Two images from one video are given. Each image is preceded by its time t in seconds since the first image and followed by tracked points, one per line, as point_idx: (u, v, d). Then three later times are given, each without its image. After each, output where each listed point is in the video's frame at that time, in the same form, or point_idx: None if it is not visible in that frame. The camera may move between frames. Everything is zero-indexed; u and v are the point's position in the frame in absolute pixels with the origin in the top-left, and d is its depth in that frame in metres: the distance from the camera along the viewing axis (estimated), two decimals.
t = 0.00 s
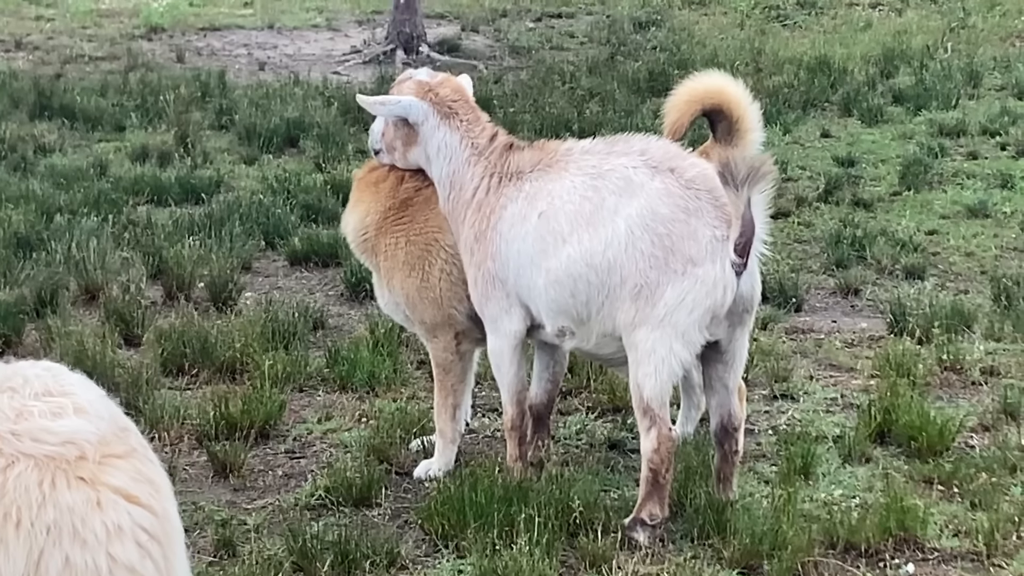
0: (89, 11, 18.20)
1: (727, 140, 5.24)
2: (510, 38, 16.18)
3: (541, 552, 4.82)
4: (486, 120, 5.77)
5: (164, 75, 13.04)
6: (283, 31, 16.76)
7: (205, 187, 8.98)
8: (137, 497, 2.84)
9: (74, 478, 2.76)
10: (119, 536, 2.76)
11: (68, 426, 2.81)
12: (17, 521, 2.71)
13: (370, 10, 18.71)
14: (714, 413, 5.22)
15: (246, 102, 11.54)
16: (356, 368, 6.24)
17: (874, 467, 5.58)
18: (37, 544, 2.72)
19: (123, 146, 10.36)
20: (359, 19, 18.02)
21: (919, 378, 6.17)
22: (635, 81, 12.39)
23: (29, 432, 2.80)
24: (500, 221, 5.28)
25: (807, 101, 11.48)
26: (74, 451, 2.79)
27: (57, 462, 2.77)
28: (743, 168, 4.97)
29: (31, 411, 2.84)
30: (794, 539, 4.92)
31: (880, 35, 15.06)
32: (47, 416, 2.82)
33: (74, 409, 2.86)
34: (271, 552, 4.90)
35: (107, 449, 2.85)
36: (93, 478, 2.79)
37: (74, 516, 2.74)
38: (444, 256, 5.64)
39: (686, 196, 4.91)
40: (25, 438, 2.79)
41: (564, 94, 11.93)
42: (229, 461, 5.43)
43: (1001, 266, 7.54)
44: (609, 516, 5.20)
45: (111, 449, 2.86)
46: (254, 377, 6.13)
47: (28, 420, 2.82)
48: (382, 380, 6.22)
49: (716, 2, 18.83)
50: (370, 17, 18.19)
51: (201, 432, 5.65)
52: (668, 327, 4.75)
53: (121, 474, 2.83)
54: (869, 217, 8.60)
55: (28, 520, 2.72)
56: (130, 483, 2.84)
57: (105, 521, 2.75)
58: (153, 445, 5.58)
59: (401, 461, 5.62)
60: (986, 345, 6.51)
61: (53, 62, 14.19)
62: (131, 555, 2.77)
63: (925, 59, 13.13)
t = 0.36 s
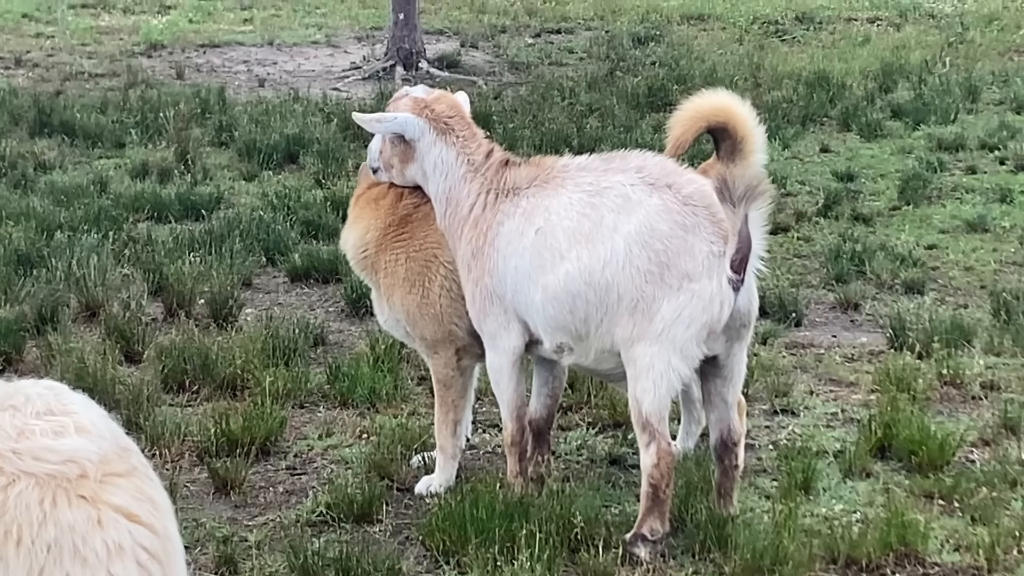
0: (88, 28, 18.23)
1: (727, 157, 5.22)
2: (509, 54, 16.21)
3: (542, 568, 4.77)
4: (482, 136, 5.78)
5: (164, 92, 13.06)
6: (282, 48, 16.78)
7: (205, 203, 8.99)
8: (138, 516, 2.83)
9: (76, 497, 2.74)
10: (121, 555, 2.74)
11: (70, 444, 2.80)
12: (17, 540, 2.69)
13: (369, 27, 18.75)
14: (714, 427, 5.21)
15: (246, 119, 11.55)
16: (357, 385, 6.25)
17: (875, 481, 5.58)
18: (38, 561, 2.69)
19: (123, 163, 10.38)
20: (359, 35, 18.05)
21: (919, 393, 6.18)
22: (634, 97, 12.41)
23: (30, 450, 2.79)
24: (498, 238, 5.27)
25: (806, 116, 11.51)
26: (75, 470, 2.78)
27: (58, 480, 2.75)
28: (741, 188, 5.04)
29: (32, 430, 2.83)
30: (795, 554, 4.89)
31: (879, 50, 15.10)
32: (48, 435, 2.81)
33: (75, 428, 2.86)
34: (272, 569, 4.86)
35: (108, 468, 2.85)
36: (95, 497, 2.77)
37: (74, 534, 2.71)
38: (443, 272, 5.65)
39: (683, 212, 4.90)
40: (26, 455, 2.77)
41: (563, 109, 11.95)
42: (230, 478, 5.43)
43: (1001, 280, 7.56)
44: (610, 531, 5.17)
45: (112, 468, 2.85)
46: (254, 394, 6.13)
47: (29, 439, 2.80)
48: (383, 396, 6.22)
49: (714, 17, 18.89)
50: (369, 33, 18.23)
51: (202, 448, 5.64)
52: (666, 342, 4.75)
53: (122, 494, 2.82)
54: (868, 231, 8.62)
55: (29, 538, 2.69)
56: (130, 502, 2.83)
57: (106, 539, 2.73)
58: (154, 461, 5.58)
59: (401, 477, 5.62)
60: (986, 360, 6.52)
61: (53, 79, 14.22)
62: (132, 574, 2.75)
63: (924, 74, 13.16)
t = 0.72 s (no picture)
0: (89, 39, 18.25)
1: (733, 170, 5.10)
2: (509, 64, 16.23)
3: None
4: (481, 146, 5.78)
5: (164, 103, 13.08)
6: (282, 58, 16.80)
7: (205, 214, 9.00)
8: (149, 536, 2.88)
9: (86, 517, 2.79)
10: None
11: (82, 463, 2.85)
12: (27, 560, 2.76)
13: (369, 37, 18.78)
14: (714, 436, 5.20)
15: (246, 129, 11.56)
16: (357, 395, 6.25)
17: (876, 490, 5.57)
18: None
19: (124, 174, 10.39)
20: (359, 46, 18.07)
21: (920, 402, 6.18)
22: (634, 106, 12.42)
23: (41, 467, 2.83)
24: (496, 248, 5.27)
25: (806, 125, 11.51)
26: (87, 489, 2.83)
27: (69, 499, 2.80)
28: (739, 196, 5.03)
29: (44, 446, 2.86)
30: (797, 563, 4.87)
31: (879, 59, 15.11)
32: (59, 452, 2.85)
33: (88, 443, 2.90)
34: None
35: (121, 486, 2.89)
36: (106, 516, 2.83)
37: (84, 556, 2.77)
38: (444, 282, 5.65)
39: (682, 221, 4.90)
40: (38, 473, 2.81)
41: (563, 119, 11.95)
42: (230, 488, 5.42)
43: (1001, 289, 7.56)
44: (611, 541, 5.15)
45: (124, 485, 2.90)
46: (255, 405, 6.13)
47: (41, 456, 2.84)
48: (383, 406, 6.23)
49: (714, 27, 18.92)
50: (369, 43, 18.26)
51: (203, 459, 5.64)
52: (665, 351, 4.75)
53: (134, 513, 2.87)
54: (869, 240, 8.62)
55: (39, 558, 2.76)
56: (142, 521, 2.89)
57: (115, 559, 2.79)
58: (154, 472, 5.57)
59: (402, 487, 5.62)
60: (987, 369, 6.52)
61: (53, 90, 14.23)
62: None
63: (924, 82, 13.17)
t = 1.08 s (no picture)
0: (92, 43, 18.27)
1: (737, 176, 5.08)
2: (512, 68, 16.22)
3: None
4: (483, 151, 5.79)
5: (167, 107, 13.09)
6: (285, 62, 16.81)
7: (208, 219, 9.01)
8: (185, 554, 2.82)
9: (123, 534, 2.75)
10: None
11: (121, 477, 2.82)
12: None
13: (372, 41, 18.79)
14: (716, 440, 5.20)
15: (248, 134, 11.57)
16: (360, 400, 6.25)
17: (878, 494, 5.57)
18: None
19: (127, 179, 10.40)
20: (362, 50, 18.07)
21: (922, 406, 6.18)
22: (637, 110, 12.42)
23: (79, 481, 2.80)
24: (499, 252, 5.27)
25: (809, 129, 11.51)
26: (125, 505, 2.79)
27: (108, 515, 2.77)
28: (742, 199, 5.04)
29: (83, 459, 2.83)
30: (799, 567, 4.86)
31: (882, 63, 15.11)
32: (97, 466, 2.82)
33: (126, 458, 2.87)
34: None
35: (158, 503, 2.85)
36: (142, 534, 2.78)
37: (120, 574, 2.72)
38: (446, 287, 5.65)
39: (684, 225, 4.90)
40: (76, 488, 2.78)
41: (566, 124, 11.95)
42: (233, 493, 5.43)
43: (1004, 292, 7.56)
44: (613, 545, 5.15)
45: (161, 502, 2.86)
46: (257, 409, 6.14)
47: (79, 470, 2.81)
48: (385, 410, 6.23)
49: (717, 30, 18.92)
50: (372, 47, 18.26)
51: (206, 463, 5.65)
52: (667, 355, 4.74)
53: (170, 531, 2.83)
54: (872, 244, 8.62)
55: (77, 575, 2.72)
56: (177, 539, 2.84)
57: None
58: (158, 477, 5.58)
59: (405, 492, 5.62)
60: (990, 372, 6.52)
61: (56, 95, 14.24)
62: None
63: (926, 86, 13.16)
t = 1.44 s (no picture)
0: (99, 43, 18.28)
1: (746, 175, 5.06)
2: (519, 67, 16.22)
3: None
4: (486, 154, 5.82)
5: (175, 106, 13.10)
6: (292, 62, 16.82)
7: (216, 218, 9.01)
8: (258, 546, 2.90)
9: (204, 528, 2.82)
10: None
11: (193, 475, 2.91)
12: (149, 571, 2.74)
13: (379, 40, 18.79)
14: (725, 439, 5.19)
15: (256, 133, 11.57)
16: (368, 399, 6.25)
17: (887, 493, 5.56)
18: None
19: (134, 178, 10.40)
20: (368, 49, 18.08)
21: (930, 405, 6.17)
22: (644, 109, 12.42)
23: (157, 478, 2.87)
24: (508, 251, 5.27)
25: (816, 128, 11.51)
26: (202, 500, 2.88)
27: (187, 510, 2.84)
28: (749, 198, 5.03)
29: (156, 458, 2.91)
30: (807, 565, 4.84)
31: (890, 62, 15.10)
32: (172, 464, 2.90)
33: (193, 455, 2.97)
34: None
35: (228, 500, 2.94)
36: (220, 529, 2.85)
37: (205, 566, 2.77)
38: (455, 286, 5.65)
39: (694, 225, 4.89)
40: (155, 484, 2.84)
41: (573, 122, 11.95)
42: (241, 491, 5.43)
43: (1011, 291, 7.56)
44: (621, 544, 5.14)
45: (230, 496, 2.96)
46: (265, 408, 6.14)
47: (155, 468, 2.88)
48: (393, 409, 6.23)
49: (724, 29, 18.91)
50: (378, 46, 18.27)
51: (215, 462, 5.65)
52: (677, 354, 4.73)
53: (244, 525, 2.90)
54: (879, 243, 8.62)
55: (160, 569, 2.75)
56: (250, 532, 2.91)
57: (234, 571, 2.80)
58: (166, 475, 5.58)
59: (413, 490, 5.62)
60: (998, 371, 6.52)
61: (63, 94, 14.25)
62: None
63: (934, 85, 13.15)
